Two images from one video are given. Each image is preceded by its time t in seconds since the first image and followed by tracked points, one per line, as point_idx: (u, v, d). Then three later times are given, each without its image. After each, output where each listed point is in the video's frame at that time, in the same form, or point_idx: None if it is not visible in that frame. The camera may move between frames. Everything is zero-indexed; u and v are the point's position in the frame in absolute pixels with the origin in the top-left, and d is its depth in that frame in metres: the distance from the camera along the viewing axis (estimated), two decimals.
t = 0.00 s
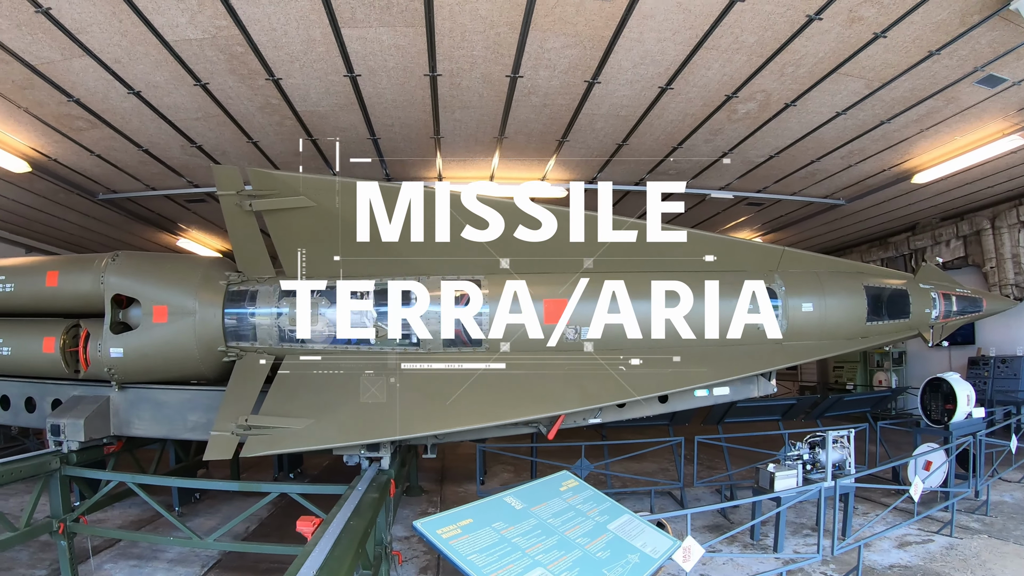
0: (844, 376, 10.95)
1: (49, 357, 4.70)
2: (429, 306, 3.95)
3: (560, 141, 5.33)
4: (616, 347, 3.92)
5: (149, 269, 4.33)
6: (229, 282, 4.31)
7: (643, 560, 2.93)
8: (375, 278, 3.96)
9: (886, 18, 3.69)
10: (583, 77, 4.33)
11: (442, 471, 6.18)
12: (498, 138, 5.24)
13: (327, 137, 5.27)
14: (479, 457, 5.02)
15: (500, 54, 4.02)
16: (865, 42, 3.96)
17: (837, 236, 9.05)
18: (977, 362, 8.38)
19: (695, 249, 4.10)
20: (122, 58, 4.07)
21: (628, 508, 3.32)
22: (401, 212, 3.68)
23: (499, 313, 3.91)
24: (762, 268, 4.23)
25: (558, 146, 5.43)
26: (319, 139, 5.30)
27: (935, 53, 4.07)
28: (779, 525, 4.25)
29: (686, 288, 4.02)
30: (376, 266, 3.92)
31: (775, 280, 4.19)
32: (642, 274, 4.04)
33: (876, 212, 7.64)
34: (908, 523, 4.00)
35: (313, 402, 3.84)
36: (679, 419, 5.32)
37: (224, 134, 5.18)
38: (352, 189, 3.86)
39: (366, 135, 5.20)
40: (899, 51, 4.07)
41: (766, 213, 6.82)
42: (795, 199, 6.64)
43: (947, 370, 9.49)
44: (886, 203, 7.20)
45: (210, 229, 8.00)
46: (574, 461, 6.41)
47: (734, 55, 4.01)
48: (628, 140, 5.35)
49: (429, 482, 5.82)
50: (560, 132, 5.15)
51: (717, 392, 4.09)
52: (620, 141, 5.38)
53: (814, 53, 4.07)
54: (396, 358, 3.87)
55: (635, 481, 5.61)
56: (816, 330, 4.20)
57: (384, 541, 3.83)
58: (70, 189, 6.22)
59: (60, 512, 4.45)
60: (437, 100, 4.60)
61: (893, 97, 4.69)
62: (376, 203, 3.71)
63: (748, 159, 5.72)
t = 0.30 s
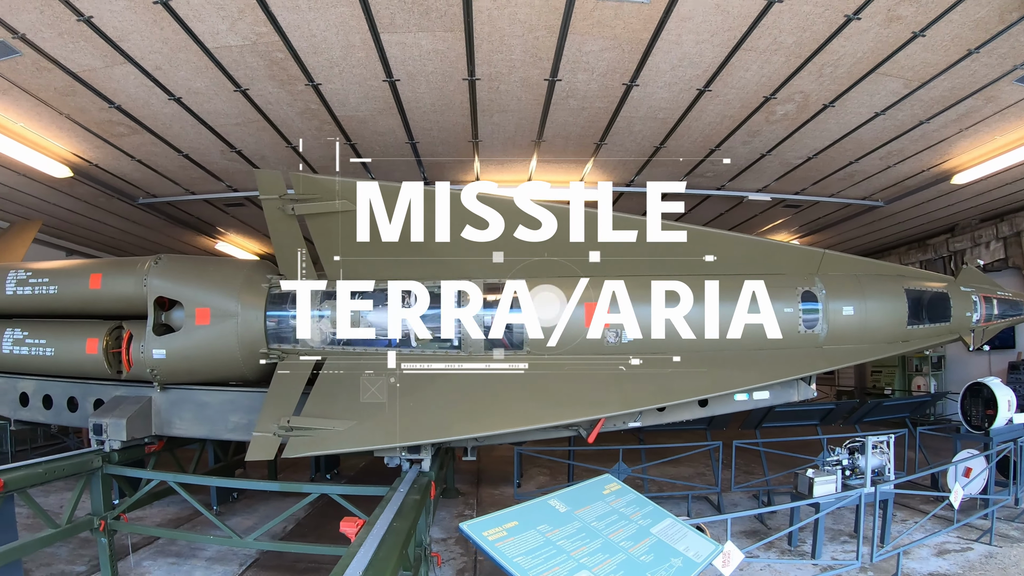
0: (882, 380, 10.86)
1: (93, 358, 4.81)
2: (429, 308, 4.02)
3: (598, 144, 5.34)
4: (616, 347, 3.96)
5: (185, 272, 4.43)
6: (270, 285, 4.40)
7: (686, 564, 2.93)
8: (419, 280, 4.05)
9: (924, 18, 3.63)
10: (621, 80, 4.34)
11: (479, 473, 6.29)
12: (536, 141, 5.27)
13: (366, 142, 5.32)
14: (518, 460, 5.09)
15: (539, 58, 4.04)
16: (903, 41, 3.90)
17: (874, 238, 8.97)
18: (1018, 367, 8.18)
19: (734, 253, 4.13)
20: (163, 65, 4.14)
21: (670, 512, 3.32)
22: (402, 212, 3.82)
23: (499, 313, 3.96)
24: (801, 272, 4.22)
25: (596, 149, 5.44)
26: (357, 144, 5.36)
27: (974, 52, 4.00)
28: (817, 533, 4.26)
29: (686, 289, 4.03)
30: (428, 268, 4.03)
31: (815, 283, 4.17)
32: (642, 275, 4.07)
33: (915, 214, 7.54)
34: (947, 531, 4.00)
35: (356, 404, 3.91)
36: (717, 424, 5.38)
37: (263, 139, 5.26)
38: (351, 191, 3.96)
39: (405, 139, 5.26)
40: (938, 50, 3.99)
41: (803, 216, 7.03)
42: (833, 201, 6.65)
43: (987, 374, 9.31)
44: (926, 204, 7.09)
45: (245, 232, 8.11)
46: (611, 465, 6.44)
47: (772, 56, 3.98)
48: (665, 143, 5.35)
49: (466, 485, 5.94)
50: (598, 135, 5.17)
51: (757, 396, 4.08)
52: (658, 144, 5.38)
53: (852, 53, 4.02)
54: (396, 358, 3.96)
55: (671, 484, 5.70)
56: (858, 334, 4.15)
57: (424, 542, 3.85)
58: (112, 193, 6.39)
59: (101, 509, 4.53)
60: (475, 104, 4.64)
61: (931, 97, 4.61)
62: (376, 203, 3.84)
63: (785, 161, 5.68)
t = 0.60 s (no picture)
0: (923, 385, 10.74)
1: (138, 357, 4.90)
2: (429, 308, 4.11)
3: (639, 146, 5.35)
4: (616, 347, 3.96)
5: (226, 274, 4.57)
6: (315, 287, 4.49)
7: (730, 569, 2.92)
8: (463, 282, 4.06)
9: (968, 15, 3.54)
10: (662, 82, 4.33)
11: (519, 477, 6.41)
12: (577, 143, 5.30)
13: (409, 144, 5.38)
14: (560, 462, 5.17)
15: (580, 61, 4.05)
16: (946, 39, 3.81)
17: (916, 239, 8.83)
18: None
19: (776, 255, 4.10)
20: (206, 71, 4.23)
21: (715, 518, 3.28)
22: (402, 212, 3.93)
23: (499, 313, 4.00)
24: (844, 275, 4.16)
25: (636, 151, 5.44)
26: (399, 147, 5.43)
27: (1018, 49, 3.88)
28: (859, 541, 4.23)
29: (687, 289, 4.02)
30: (470, 270, 4.04)
31: (859, 286, 4.10)
32: (659, 275, 4.07)
33: (959, 214, 7.39)
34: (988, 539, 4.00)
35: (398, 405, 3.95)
36: (758, 428, 5.43)
37: (305, 143, 5.34)
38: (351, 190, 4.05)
39: (447, 142, 5.31)
40: (981, 47, 3.88)
41: (844, 218, 7.38)
42: (874, 201, 6.71)
43: None
44: (970, 204, 6.95)
45: (286, 235, 8.24)
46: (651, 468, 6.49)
47: (813, 57, 3.94)
48: (706, 145, 5.33)
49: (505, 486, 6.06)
50: (639, 137, 5.18)
51: (799, 401, 4.03)
52: (699, 145, 5.36)
53: (894, 52, 3.95)
54: (396, 358, 4.07)
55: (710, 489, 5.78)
56: (901, 338, 4.07)
57: (465, 544, 3.85)
58: (155, 197, 6.57)
59: (144, 506, 4.60)
60: (517, 107, 4.67)
61: (975, 95, 4.50)
62: (376, 203, 3.96)
63: (827, 160, 5.66)
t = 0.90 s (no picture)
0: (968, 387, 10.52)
1: (185, 358, 5.01)
2: (481, 308, 4.16)
3: (680, 146, 5.33)
4: (660, 348, 3.97)
5: (273, 276, 4.75)
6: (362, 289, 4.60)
7: (779, 572, 2.89)
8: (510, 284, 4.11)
9: (1010, 7, 3.44)
10: (704, 81, 4.29)
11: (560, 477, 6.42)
12: (618, 144, 5.30)
13: (451, 147, 5.43)
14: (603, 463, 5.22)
15: (622, 61, 4.03)
16: (989, 33, 3.69)
17: (960, 237, 8.64)
18: None
19: (820, 254, 4.02)
20: (249, 77, 4.29)
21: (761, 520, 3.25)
22: (402, 213, 4.07)
23: (499, 313, 4.10)
24: (889, 275, 4.04)
25: (678, 151, 5.42)
26: (441, 149, 5.49)
27: None
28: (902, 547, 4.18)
29: (686, 289, 4.01)
30: (515, 269, 4.13)
31: (905, 286, 3.97)
32: (705, 275, 4.03)
33: (1007, 212, 7.20)
34: None
35: (443, 406, 3.99)
36: (801, 430, 5.41)
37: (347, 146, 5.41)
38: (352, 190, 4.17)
39: (490, 144, 5.34)
40: None
41: (887, 216, 7.27)
42: (917, 199, 6.59)
43: None
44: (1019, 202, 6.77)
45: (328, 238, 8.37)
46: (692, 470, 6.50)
47: (855, 53, 3.86)
48: (748, 144, 5.27)
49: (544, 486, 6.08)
50: (681, 137, 5.15)
51: (845, 402, 3.96)
52: (742, 144, 5.30)
53: (937, 46, 3.85)
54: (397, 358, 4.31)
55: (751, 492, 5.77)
56: (946, 339, 3.93)
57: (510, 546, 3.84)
58: (200, 201, 6.74)
59: (190, 504, 4.65)
60: (559, 108, 4.68)
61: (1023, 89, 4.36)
62: (376, 203, 4.08)
63: (869, 158, 5.58)
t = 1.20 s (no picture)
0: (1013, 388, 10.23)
1: (230, 360, 5.10)
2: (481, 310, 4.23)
3: (720, 144, 5.30)
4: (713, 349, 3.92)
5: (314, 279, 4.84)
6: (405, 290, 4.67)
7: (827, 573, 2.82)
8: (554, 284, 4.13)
9: None
10: (743, 78, 4.26)
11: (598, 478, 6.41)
12: (658, 143, 5.29)
13: (489, 148, 5.46)
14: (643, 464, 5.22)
15: (662, 60, 4.01)
16: None
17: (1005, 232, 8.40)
18: None
19: (864, 252, 3.95)
20: (289, 83, 4.36)
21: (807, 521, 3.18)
22: (402, 212, 4.08)
23: (499, 313, 4.17)
24: (933, 272, 3.91)
25: (717, 149, 5.39)
26: (480, 151, 5.52)
27: None
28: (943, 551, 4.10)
29: (686, 289, 4.03)
30: (558, 271, 4.16)
31: (949, 284, 3.85)
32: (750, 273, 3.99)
33: None
34: None
35: (486, 407, 4.01)
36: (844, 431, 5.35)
37: (385, 149, 5.47)
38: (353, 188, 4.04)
39: (528, 146, 5.37)
40: None
41: (929, 212, 7.12)
42: (959, 194, 6.44)
43: None
44: None
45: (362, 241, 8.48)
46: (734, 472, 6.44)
47: (895, 48, 3.80)
48: (788, 141, 5.21)
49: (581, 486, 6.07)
50: (720, 135, 5.12)
51: (889, 403, 3.87)
52: (781, 142, 5.25)
53: (978, 39, 3.76)
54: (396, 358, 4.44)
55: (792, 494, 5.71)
56: (992, 337, 3.75)
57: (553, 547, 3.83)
58: (241, 206, 6.87)
59: (234, 503, 4.73)
60: (598, 108, 4.68)
61: None
62: (376, 204, 3.79)
63: (911, 153, 5.48)
